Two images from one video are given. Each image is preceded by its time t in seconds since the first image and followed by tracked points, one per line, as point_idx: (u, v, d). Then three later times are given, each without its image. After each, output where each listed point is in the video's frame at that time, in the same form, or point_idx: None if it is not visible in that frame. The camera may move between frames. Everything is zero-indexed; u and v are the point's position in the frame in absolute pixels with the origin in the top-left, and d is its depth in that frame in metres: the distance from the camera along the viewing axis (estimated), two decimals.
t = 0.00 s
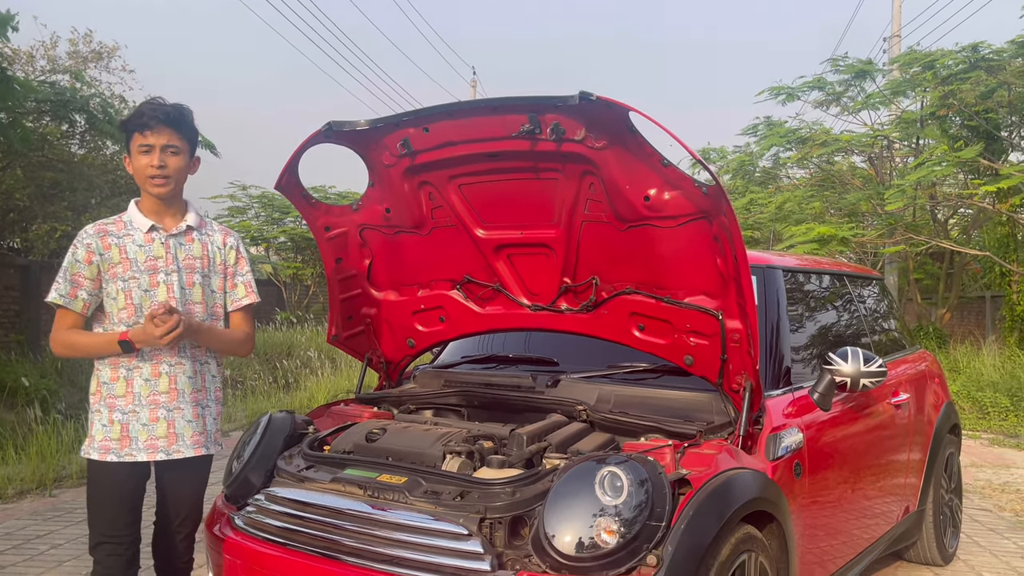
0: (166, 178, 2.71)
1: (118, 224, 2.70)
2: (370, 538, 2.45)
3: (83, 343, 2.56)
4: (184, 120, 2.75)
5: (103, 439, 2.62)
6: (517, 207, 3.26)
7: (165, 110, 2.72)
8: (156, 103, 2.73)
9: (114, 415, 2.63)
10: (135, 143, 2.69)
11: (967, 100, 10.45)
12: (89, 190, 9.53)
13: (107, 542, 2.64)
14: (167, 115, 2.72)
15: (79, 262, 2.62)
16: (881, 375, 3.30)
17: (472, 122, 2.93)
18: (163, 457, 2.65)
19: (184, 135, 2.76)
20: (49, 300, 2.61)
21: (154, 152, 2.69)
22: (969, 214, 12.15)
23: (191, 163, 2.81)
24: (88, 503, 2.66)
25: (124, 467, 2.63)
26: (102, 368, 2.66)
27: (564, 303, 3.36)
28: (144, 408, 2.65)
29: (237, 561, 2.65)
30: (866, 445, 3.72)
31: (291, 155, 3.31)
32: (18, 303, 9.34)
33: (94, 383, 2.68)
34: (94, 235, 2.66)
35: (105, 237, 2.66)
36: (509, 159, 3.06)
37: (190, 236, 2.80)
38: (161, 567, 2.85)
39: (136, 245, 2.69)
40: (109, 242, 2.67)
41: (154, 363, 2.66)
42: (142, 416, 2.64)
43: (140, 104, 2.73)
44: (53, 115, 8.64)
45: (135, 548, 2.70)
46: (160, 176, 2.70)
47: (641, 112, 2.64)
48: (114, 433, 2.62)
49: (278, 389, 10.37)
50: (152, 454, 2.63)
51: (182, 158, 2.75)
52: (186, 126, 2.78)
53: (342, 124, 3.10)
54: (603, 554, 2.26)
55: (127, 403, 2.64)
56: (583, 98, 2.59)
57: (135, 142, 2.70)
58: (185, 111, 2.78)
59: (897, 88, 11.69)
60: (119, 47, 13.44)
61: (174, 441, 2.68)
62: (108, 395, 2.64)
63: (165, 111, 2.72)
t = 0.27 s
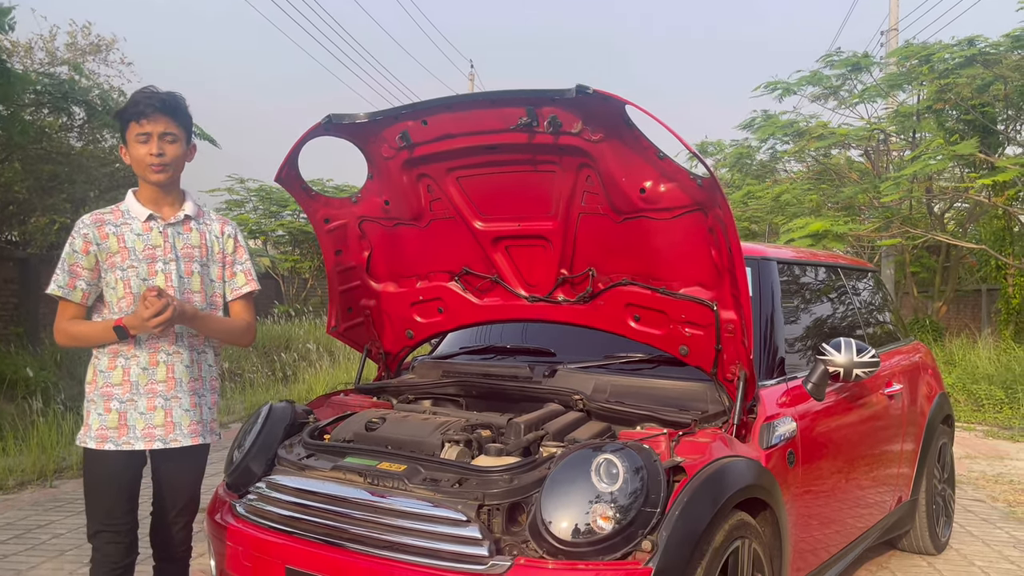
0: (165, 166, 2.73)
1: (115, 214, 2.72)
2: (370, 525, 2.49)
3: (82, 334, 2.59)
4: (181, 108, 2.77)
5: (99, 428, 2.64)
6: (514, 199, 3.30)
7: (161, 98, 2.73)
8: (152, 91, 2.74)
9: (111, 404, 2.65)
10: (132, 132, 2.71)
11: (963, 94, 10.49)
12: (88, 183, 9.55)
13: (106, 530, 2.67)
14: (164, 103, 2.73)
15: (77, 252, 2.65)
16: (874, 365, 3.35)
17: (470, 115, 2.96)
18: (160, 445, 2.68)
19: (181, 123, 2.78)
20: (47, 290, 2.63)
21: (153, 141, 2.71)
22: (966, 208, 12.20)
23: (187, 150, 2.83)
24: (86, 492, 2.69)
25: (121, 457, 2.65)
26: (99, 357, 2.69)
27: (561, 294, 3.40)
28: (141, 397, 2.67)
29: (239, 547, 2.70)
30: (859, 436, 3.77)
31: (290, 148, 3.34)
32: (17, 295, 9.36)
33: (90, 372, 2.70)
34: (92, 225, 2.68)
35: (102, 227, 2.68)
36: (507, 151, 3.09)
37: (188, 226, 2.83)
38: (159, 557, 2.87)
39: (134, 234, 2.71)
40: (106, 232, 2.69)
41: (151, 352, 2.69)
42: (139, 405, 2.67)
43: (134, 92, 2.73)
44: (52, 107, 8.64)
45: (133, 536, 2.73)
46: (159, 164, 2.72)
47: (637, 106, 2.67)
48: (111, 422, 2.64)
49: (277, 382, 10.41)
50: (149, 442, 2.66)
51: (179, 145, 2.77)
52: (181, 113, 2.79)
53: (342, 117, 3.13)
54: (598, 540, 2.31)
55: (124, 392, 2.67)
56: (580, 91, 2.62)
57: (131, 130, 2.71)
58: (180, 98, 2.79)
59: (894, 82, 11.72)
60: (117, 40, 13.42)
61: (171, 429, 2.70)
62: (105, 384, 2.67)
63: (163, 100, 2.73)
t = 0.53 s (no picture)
0: (166, 153, 2.76)
1: (117, 202, 2.76)
2: (372, 510, 2.53)
3: (82, 320, 2.62)
4: (183, 96, 2.78)
5: (101, 414, 2.68)
6: (514, 189, 3.33)
7: (163, 86, 2.74)
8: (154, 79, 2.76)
9: (112, 390, 2.69)
10: (134, 119, 2.73)
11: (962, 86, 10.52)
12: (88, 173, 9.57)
13: (110, 514, 2.71)
14: (168, 92, 2.75)
15: (79, 240, 2.68)
16: (869, 354, 3.39)
17: (471, 105, 2.99)
18: (161, 432, 2.71)
19: (183, 112, 2.80)
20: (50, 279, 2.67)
21: (155, 129, 2.73)
22: (964, 200, 12.22)
23: (189, 139, 2.85)
24: (90, 477, 2.73)
25: (124, 442, 2.69)
26: (101, 344, 2.72)
27: (561, 283, 3.44)
28: (142, 383, 2.71)
29: (243, 531, 2.74)
30: (856, 425, 3.81)
31: (292, 138, 3.37)
32: (17, 286, 9.39)
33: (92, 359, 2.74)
34: (93, 213, 2.71)
35: (103, 215, 2.72)
36: (507, 141, 3.12)
37: (189, 213, 2.85)
38: (163, 542, 2.90)
39: (135, 222, 2.75)
40: (107, 220, 2.72)
41: (152, 338, 2.73)
42: (141, 391, 2.70)
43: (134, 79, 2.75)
44: (53, 98, 8.66)
45: (137, 520, 2.77)
46: (160, 151, 2.74)
47: (636, 96, 2.70)
48: (113, 408, 2.68)
49: (277, 372, 10.45)
50: (150, 429, 2.69)
51: (181, 134, 2.79)
52: (183, 102, 2.80)
53: (343, 107, 3.16)
54: (597, 524, 2.35)
55: (125, 379, 2.70)
56: (579, 82, 2.65)
57: (134, 117, 2.73)
58: (182, 86, 2.81)
59: (893, 74, 11.74)
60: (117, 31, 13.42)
61: (172, 416, 2.73)
62: (106, 371, 2.71)
63: (165, 88, 2.75)
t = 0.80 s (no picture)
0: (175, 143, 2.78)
1: (119, 188, 2.77)
2: (374, 493, 2.56)
3: (86, 305, 2.64)
4: (195, 88, 2.81)
5: (105, 398, 2.70)
6: (515, 177, 3.35)
7: (178, 77, 2.76)
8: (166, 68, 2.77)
9: (116, 374, 2.71)
10: (146, 108, 2.73)
11: (963, 76, 10.53)
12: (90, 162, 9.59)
13: (113, 498, 2.73)
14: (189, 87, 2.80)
15: (81, 227, 2.70)
16: (867, 342, 3.41)
17: (472, 93, 3.01)
18: (164, 416, 2.74)
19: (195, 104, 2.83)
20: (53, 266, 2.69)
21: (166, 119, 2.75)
22: (965, 191, 12.23)
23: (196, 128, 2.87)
24: (93, 460, 2.75)
25: (128, 427, 2.72)
26: (105, 330, 2.75)
27: (561, 271, 3.47)
28: (146, 367, 2.73)
29: (246, 515, 2.77)
30: (854, 413, 3.84)
31: (295, 126, 3.38)
32: (18, 274, 9.41)
33: (97, 343, 2.77)
34: (95, 200, 2.72)
35: (106, 201, 2.72)
36: (508, 129, 3.14)
37: (190, 199, 2.87)
38: (167, 526, 2.93)
39: (137, 208, 2.75)
40: (110, 206, 2.73)
41: (154, 323, 2.75)
42: (144, 375, 2.73)
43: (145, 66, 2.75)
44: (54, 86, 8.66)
45: (140, 504, 2.80)
46: (169, 141, 2.76)
47: (637, 85, 2.71)
48: (117, 392, 2.71)
49: (277, 361, 10.49)
50: (153, 413, 2.72)
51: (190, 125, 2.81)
52: (194, 93, 2.83)
53: (346, 95, 3.18)
54: (596, 508, 2.38)
55: (128, 362, 2.72)
56: (580, 70, 2.67)
57: (145, 105, 2.74)
58: (194, 77, 2.83)
59: (895, 64, 11.72)
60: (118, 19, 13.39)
61: (175, 400, 2.76)
62: (110, 355, 2.73)
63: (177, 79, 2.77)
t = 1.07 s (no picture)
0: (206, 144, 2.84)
1: (125, 175, 2.75)
2: (377, 479, 2.59)
3: (98, 291, 2.63)
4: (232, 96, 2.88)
5: (122, 385, 2.70)
6: (517, 166, 3.36)
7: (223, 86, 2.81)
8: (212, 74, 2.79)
9: (133, 361, 2.72)
10: (190, 109, 2.74)
11: (964, 67, 10.52)
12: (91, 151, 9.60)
13: (124, 483, 2.75)
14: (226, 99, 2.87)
15: (90, 214, 2.66)
16: (867, 331, 3.43)
17: (475, 82, 3.02)
18: (182, 401, 2.78)
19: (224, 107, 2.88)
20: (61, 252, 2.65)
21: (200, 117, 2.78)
22: (966, 181, 12.22)
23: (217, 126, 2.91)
24: (104, 446, 2.76)
25: (143, 413, 2.73)
26: (115, 317, 2.74)
27: (563, 260, 3.48)
28: (162, 354, 2.75)
29: (250, 500, 2.80)
30: (853, 402, 3.87)
31: (298, 114, 3.39)
32: (20, 263, 9.42)
33: (106, 330, 2.75)
34: (103, 186, 2.69)
35: (115, 189, 2.70)
36: (511, 118, 3.15)
37: (196, 187, 2.88)
38: (173, 510, 2.98)
39: (147, 196, 2.75)
40: (119, 193, 2.71)
41: (170, 310, 2.76)
42: (161, 361, 2.74)
43: (190, 66, 2.74)
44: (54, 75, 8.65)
45: (150, 488, 2.82)
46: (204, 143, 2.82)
47: (639, 74, 2.72)
48: (134, 378, 2.71)
49: (278, 351, 10.52)
50: (172, 398, 2.76)
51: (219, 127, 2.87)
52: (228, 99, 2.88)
53: (348, 83, 3.18)
54: (598, 494, 2.40)
55: (143, 349, 2.73)
56: (583, 59, 2.68)
57: (187, 105, 2.73)
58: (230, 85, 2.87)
59: (896, 54, 11.69)
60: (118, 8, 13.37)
61: (192, 385, 2.80)
62: (125, 343, 2.72)
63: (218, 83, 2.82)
